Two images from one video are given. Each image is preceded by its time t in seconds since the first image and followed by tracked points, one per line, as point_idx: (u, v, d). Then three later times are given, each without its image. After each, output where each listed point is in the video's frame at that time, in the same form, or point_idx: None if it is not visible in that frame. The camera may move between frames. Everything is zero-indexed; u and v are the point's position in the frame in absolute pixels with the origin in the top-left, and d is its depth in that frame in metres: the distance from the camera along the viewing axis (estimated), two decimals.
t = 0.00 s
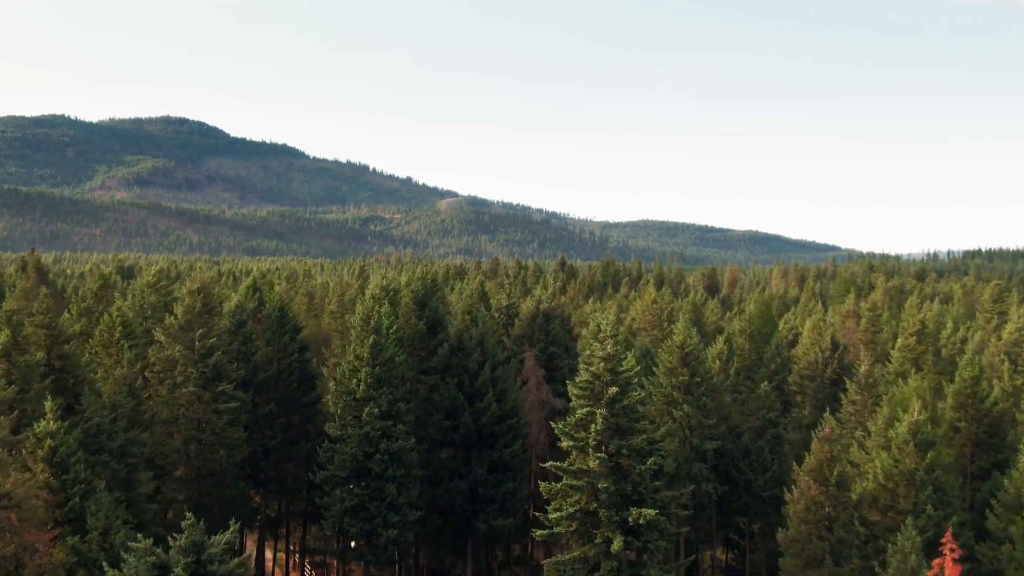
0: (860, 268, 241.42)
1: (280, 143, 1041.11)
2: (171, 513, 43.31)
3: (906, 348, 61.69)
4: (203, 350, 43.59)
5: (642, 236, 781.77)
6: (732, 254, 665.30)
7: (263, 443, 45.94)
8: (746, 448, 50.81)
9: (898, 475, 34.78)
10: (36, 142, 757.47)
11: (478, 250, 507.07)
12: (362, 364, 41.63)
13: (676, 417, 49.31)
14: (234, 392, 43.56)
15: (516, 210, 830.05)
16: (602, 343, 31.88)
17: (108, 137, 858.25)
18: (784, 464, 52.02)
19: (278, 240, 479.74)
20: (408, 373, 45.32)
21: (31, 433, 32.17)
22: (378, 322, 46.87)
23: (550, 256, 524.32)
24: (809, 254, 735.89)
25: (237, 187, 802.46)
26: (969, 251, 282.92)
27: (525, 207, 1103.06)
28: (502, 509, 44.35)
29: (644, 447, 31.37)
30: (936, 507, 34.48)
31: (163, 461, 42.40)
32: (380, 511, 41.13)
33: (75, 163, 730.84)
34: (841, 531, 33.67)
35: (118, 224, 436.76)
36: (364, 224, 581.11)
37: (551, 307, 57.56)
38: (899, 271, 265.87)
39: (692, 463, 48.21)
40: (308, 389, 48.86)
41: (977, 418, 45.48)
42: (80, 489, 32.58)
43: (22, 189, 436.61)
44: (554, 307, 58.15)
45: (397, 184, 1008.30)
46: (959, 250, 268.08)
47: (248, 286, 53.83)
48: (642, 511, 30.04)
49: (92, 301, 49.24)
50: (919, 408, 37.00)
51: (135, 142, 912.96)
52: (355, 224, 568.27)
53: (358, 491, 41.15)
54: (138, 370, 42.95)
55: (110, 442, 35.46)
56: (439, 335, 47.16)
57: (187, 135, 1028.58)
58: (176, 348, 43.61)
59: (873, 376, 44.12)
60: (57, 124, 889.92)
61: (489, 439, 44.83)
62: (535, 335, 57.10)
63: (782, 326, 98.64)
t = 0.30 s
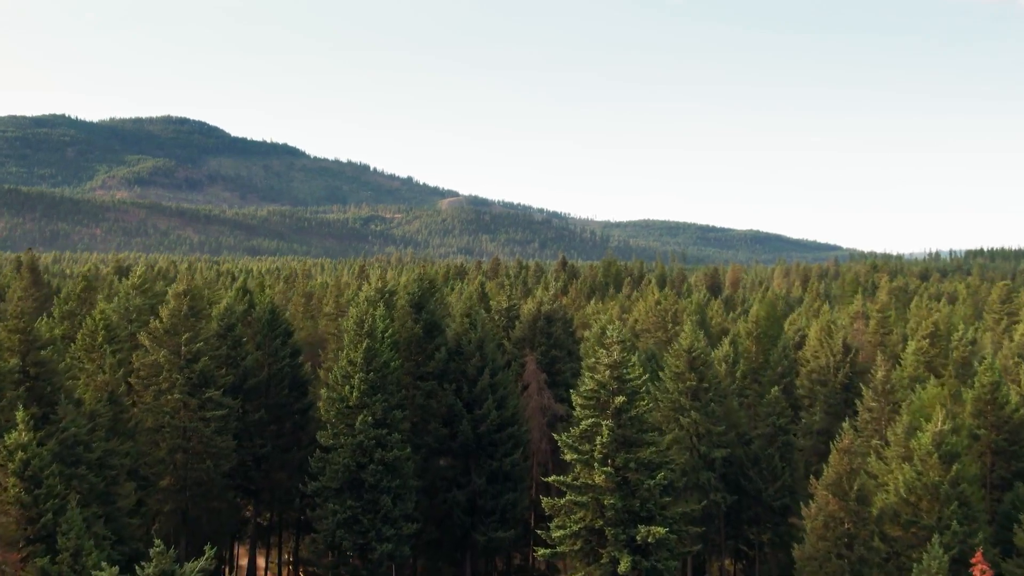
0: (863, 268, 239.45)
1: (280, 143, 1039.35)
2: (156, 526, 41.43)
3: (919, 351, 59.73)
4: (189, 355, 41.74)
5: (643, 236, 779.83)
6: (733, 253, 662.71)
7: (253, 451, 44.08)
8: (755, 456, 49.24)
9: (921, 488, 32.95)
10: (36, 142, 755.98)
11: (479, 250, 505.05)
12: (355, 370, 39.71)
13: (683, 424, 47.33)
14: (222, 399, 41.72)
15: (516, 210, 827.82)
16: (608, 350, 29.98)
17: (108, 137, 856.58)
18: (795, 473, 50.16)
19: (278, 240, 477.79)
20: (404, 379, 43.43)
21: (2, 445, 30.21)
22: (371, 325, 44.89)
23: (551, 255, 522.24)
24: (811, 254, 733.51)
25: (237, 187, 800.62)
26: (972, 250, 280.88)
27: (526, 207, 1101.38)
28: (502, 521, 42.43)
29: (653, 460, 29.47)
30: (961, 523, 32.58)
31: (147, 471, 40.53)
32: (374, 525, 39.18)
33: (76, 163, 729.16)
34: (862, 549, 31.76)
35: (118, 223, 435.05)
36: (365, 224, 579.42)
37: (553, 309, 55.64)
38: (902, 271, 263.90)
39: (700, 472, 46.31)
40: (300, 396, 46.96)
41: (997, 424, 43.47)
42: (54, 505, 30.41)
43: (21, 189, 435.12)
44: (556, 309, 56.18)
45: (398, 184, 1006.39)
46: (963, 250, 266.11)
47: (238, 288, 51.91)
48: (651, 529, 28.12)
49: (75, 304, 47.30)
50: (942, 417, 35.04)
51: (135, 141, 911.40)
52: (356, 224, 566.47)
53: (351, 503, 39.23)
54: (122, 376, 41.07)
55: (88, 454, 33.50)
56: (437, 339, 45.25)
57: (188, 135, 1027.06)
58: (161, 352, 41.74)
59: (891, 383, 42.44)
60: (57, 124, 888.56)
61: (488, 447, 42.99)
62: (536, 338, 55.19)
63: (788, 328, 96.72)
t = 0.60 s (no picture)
0: (867, 267, 237.44)
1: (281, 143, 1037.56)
2: (140, 538, 39.66)
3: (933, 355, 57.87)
4: (174, 360, 39.92)
5: (645, 236, 777.99)
6: (734, 253, 660.68)
7: (242, 461, 42.24)
8: (765, 464, 47.27)
9: (947, 503, 31.10)
10: (37, 142, 754.68)
11: (480, 250, 503.08)
12: (349, 376, 37.82)
13: (691, 431, 45.37)
14: (209, 407, 39.99)
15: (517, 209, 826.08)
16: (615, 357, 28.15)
17: (109, 137, 855.25)
18: (806, 482, 48.30)
19: (278, 239, 476.10)
20: (400, 385, 41.53)
21: None
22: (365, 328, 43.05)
23: (552, 255, 520.26)
24: (813, 254, 731.12)
25: (238, 187, 798.99)
26: (977, 249, 278.94)
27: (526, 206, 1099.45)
28: (502, 534, 40.44)
29: (663, 475, 27.62)
30: (989, 541, 30.63)
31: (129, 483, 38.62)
32: (368, 539, 37.24)
33: (76, 163, 727.76)
34: (886, 568, 29.78)
35: (118, 223, 433.49)
36: (365, 224, 577.70)
37: (555, 311, 53.78)
38: (905, 271, 261.93)
39: (709, 482, 44.44)
40: (291, 402, 45.08)
41: (1019, 432, 41.34)
42: (24, 522, 28.53)
43: (21, 189, 433.66)
44: (558, 311, 54.30)
45: (399, 183, 1005.67)
46: (967, 249, 264.17)
47: (227, 289, 50.05)
48: (661, 549, 26.25)
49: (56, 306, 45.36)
50: (968, 427, 33.14)
51: (136, 141, 910.10)
52: (356, 224, 564.84)
53: (343, 516, 37.32)
54: (103, 382, 39.19)
55: (63, 466, 31.63)
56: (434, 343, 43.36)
57: (189, 134, 1025.21)
58: (145, 358, 39.89)
59: (909, 389, 40.66)
60: (58, 124, 887.23)
61: (488, 456, 41.10)
62: (538, 341, 53.33)
63: (794, 330, 94.76)
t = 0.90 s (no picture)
0: (870, 267, 235.53)
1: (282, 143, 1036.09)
2: (122, 553, 37.76)
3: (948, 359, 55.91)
4: (158, 367, 38.08)
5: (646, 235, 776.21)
6: (735, 252, 658.36)
7: (230, 471, 40.33)
8: (776, 473, 45.41)
9: (975, 521, 29.14)
10: (37, 142, 753.18)
11: (481, 250, 501.22)
12: (341, 383, 35.87)
13: (699, 439, 43.45)
14: (194, 415, 38.15)
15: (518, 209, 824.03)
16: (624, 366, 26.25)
17: (109, 137, 853.93)
18: (819, 492, 46.41)
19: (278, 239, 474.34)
20: (396, 392, 39.59)
21: None
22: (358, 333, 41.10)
23: (553, 255, 518.29)
24: (814, 254, 728.48)
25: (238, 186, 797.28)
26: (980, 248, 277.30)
27: (527, 206, 1097.32)
28: (502, 548, 38.54)
29: (674, 492, 25.81)
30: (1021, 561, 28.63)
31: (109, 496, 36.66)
32: (361, 555, 35.31)
33: (77, 162, 726.01)
34: None
35: (118, 223, 431.90)
36: (366, 224, 576.01)
37: (557, 313, 51.93)
38: (908, 270, 260.25)
39: (718, 492, 42.57)
40: (282, 409, 43.15)
41: None
42: None
43: (21, 189, 431.66)
44: (560, 313, 52.44)
45: (399, 183, 1003.66)
46: (971, 248, 262.50)
47: (215, 292, 48.17)
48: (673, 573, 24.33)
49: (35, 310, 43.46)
50: (997, 439, 31.07)
51: (137, 141, 908.67)
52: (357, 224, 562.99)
53: (335, 531, 35.39)
54: (83, 389, 37.33)
55: (35, 482, 29.64)
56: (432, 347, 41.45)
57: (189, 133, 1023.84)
58: (127, 364, 38.06)
59: (930, 396, 38.54)
60: (59, 124, 885.80)
61: (487, 467, 39.25)
62: (540, 344, 51.47)
63: (799, 332, 92.92)
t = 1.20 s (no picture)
0: (874, 267, 233.32)
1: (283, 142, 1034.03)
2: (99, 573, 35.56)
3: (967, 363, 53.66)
4: (137, 375, 35.90)
5: (647, 235, 773.94)
6: (737, 252, 655.82)
7: (215, 485, 38.13)
8: (791, 485, 43.21)
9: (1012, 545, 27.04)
10: (38, 141, 751.44)
11: (481, 250, 499.10)
12: (331, 392, 33.56)
13: (710, 450, 41.30)
14: (176, 427, 36.00)
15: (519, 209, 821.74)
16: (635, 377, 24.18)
17: (110, 137, 852.26)
18: (835, 505, 44.20)
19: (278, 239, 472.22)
20: (390, 401, 37.14)
21: None
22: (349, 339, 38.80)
23: (554, 254, 516.01)
24: (816, 253, 725.79)
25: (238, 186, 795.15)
26: (985, 248, 274.88)
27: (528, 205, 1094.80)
28: (501, 567, 36.35)
29: (690, 517, 23.56)
30: None
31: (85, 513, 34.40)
32: None
33: (77, 162, 724.24)
34: None
35: (118, 222, 430.00)
36: (366, 223, 573.83)
37: (560, 317, 49.70)
38: (912, 270, 257.99)
39: (731, 505, 40.40)
40: (271, 419, 40.94)
41: None
42: None
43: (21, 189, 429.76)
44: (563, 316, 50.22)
45: (400, 182, 1001.58)
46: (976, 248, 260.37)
47: (200, 296, 45.95)
48: None
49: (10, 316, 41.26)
50: None
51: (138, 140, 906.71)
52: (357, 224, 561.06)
53: (324, 550, 33.18)
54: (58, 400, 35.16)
55: None
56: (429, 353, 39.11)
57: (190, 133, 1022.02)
58: (104, 372, 35.86)
59: (956, 407, 36.71)
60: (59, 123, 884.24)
61: (486, 480, 37.11)
62: (542, 349, 49.28)
63: (807, 334, 90.53)
